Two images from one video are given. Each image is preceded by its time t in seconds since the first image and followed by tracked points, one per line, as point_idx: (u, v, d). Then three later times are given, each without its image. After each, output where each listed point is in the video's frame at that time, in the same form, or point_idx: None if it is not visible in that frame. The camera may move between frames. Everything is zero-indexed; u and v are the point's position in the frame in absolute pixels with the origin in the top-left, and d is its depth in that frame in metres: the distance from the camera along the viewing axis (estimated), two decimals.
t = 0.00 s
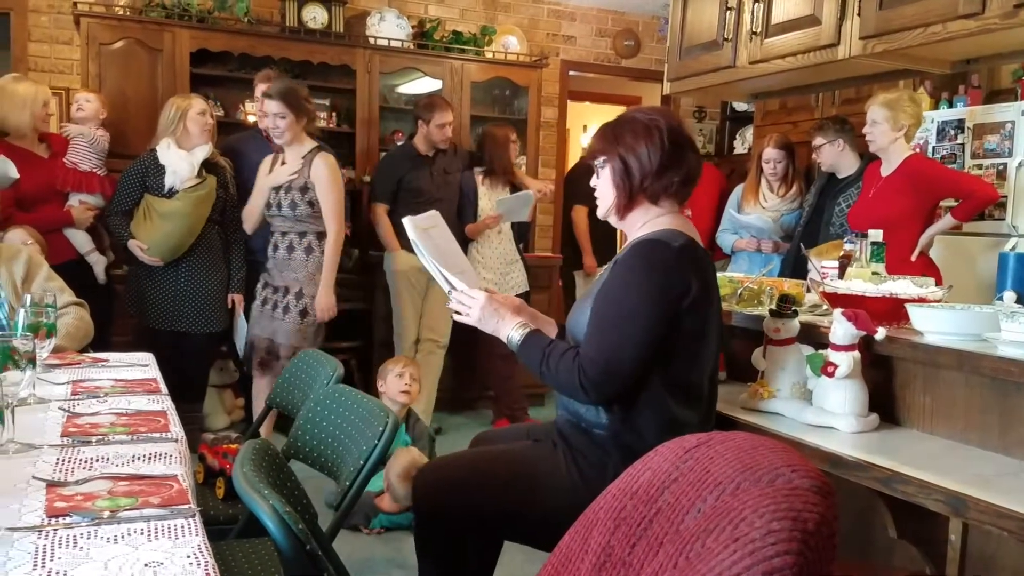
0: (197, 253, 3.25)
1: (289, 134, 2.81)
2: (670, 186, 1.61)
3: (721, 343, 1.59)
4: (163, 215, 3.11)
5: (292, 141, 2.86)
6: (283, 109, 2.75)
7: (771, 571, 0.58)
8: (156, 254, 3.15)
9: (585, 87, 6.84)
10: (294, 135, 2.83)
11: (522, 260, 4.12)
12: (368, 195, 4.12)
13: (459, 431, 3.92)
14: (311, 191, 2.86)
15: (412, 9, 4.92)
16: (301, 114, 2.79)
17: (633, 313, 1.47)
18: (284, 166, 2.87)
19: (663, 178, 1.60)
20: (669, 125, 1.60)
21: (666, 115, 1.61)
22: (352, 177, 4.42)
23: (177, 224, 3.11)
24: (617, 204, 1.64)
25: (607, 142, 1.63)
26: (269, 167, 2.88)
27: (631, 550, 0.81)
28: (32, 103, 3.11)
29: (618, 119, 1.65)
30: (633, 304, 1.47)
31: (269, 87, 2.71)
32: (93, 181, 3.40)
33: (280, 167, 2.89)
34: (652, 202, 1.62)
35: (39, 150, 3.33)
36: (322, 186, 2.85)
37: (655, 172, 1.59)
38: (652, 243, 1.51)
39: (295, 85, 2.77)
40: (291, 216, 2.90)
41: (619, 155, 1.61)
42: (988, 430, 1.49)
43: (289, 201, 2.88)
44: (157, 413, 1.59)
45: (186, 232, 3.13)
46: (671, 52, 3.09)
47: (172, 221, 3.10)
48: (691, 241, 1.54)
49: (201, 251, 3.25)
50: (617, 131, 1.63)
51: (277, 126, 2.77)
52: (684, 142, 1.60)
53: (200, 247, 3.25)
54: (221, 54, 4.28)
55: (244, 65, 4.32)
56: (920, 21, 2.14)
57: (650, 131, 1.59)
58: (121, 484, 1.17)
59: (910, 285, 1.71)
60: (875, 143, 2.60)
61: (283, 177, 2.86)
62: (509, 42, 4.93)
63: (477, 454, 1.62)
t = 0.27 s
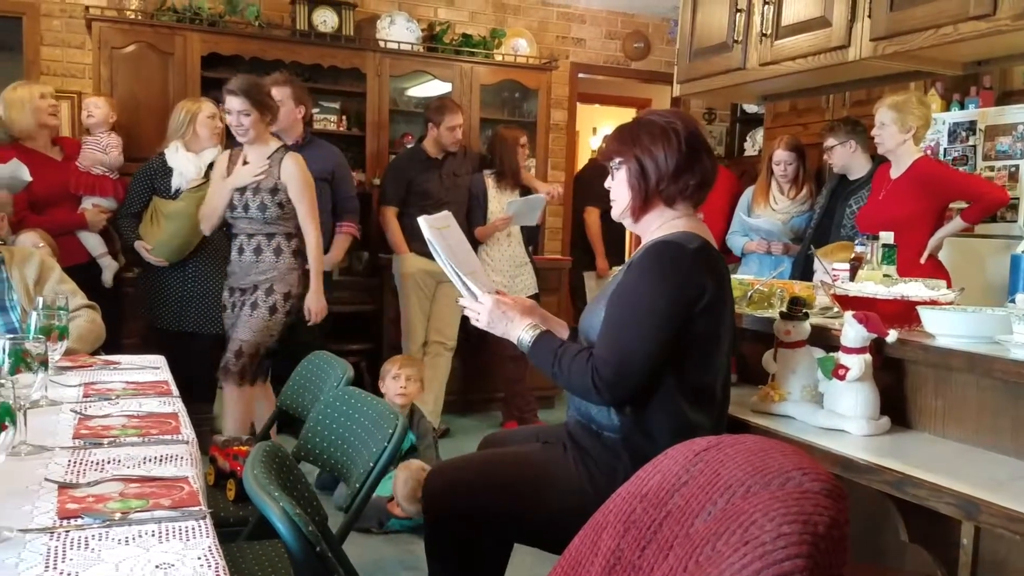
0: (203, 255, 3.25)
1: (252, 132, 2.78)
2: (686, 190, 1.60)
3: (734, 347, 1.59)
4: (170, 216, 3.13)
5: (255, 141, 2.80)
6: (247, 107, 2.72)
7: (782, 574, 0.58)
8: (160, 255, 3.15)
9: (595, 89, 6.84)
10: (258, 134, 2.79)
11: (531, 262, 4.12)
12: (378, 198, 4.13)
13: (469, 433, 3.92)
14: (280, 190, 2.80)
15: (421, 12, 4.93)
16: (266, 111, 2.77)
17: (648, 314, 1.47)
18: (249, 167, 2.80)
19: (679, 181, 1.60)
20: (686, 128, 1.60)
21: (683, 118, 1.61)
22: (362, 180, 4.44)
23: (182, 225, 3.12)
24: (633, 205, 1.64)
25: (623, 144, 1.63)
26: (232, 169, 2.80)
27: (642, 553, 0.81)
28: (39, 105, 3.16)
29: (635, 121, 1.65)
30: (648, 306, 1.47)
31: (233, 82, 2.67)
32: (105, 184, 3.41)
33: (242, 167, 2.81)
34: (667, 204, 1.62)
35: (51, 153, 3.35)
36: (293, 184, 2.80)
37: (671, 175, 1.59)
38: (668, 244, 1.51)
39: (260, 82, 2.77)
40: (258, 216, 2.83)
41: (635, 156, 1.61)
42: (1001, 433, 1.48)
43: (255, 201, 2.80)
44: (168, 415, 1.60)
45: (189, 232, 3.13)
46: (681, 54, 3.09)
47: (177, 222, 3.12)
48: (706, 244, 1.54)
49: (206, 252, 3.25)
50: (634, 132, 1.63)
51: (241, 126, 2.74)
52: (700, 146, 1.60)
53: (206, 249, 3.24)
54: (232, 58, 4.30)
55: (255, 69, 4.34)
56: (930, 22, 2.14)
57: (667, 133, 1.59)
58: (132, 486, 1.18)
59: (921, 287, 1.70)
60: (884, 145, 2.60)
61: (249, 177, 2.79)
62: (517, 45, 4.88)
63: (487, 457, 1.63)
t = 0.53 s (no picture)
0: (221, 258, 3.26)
1: (225, 134, 2.59)
2: (708, 192, 1.60)
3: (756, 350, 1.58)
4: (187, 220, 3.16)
5: (228, 142, 2.62)
6: (217, 107, 2.53)
7: None
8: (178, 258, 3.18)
9: (615, 91, 6.83)
10: (231, 135, 2.59)
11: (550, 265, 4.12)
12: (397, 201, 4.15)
13: (488, 436, 3.93)
14: (252, 194, 2.60)
15: (441, 16, 4.95)
16: (238, 111, 2.57)
17: (669, 314, 1.46)
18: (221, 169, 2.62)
19: (701, 183, 1.59)
20: (710, 130, 1.59)
21: (706, 121, 1.61)
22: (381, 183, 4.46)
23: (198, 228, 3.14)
24: (654, 206, 1.64)
25: (645, 145, 1.63)
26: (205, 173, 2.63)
27: (662, 556, 0.81)
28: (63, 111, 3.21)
29: (657, 123, 1.65)
30: (669, 305, 1.46)
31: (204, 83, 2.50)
32: (128, 188, 3.42)
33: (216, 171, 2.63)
34: (688, 206, 1.62)
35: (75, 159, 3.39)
36: (265, 188, 2.59)
37: (693, 177, 1.59)
38: (690, 245, 1.50)
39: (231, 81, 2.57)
40: (227, 219, 2.61)
41: (658, 158, 1.61)
42: None
43: (226, 204, 2.61)
44: (190, 417, 1.61)
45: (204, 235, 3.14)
46: (701, 55, 3.08)
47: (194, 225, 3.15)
48: (729, 245, 1.53)
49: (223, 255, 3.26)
50: (657, 134, 1.62)
51: (211, 128, 2.55)
52: (723, 149, 1.59)
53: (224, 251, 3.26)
54: (254, 63, 4.34)
55: (276, 74, 4.38)
56: (953, 22, 2.11)
57: (690, 135, 1.59)
58: (155, 487, 1.19)
59: (944, 289, 1.69)
60: (901, 147, 2.58)
61: (221, 180, 2.61)
62: (537, 47, 4.92)
63: (505, 459, 1.63)
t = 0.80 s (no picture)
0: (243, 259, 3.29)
1: (197, 130, 2.46)
2: (735, 193, 1.59)
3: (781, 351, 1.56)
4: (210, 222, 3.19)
5: (205, 139, 2.50)
6: (186, 103, 2.40)
7: None
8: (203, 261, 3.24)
9: (637, 91, 6.81)
10: (204, 130, 2.47)
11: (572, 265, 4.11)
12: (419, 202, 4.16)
13: (510, 437, 3.93)
14: (230, 191, 2.48)
15: (463, 17, 4.96)
16: (209, 106, 2.44)
17: (691, 313, 1.45)
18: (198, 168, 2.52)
19: (727, 183, 1.58)
20: (738, 130, 1.58)
21: (735, 120, 1.60)
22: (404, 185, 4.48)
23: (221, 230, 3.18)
24: (679, 206, 1.64)
25: (672, 144, 1.63)
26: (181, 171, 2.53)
27: (686, 558, 0.81)
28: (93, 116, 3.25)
29: (685, 122, 1.64)
30: (691, 305, 1.45)
31: (170, 77, 2.36)
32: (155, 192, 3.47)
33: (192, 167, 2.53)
34: (714, 206, 1.61)
35: (101, 163, 3.43)
36: (243, 184, 2.47)
37: (719, 178, 1.58)
38: (714, 244, 1.49)
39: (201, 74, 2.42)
40: (206, 219, 2.51)
41: (685, 157, 1.60)
42: None
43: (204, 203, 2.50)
44: (216, 416, 1.63)
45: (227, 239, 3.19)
46: (724, 54, 3.06)
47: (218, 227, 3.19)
48: (754, 244, 1.52)
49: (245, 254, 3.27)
50: (685, 133, 1.62)
51: (182, 125, 2.44)
52: (751, 149, 1.58)
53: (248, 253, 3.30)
54: (278, 67, 4.37)
55: (300, 77, 4.41)
56: (980, 20, 2.08)
57: (718, 135, 1.58)
58: (181, 486, 1.20)
59: (971, 289, 1.66)
60: (920, 147, 2.56)
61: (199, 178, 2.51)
62: (559, 47, 4.92)
63: (527, 460, 1.63)
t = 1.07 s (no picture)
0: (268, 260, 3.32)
1: (167, 129, 2.50)
2: (761, 193, 1.57)
3: (807, 352, 1.55)
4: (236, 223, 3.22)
5: (174, 137, 2.55)
6: (155, 102, 2.43)
7: None
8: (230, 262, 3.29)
9: (661, 91, 6.78)
10: (173, 129, 2.51)
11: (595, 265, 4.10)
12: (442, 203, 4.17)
13: (533, 437, 3.93)
14: (199, 191, 2.54)
15: (486, 18, 4.97)
16: (179, 105, 2.47)
17: (713, 312, 1.45)
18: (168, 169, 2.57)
19: (754, 183, 1.57)
20: (765, 130, 1.57)
21: (762, 120, 1.58)
22: (427, 186, 4.50)
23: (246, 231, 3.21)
24: (705, 205, 1.63)
25: (699, 143, 1.62)
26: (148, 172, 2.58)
27: (710, 560, 0.80)
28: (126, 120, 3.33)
29: (711, 121, 1.63)
30: (714, 303, 1.45)
31: (139, 77, 2.38)
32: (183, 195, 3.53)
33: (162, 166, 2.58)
34: (740, 206, 1.60)
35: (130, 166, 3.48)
36: (212, 183, 2.53)
37: (747, 178, 1.57)
38: (738, 243, 1.48)
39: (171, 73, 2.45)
40: (175, 220, 2.57)
41: (712, 156, 1.59)
42: None
43: (172, 204, 2.56)
44: (242, 416, 1.65)
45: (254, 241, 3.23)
46: (749, 53, 3.04)
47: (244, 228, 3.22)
48: (779, 244, 1.51)
49: (270, 256, 3.31)
50: (712, 132, 1.61)
51: (151, 124, 2.47)
52: (778, 149, 1.57)
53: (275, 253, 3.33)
54: (303, 69, 4.41)
55: (325, 79, 4.44)
56: (1008, 17, 2.04)
57: (745, 135, 1.57)
58: (208, 485, 1.22)
59: (1001, 289, 1.64)
60: (942, 149, 2.53)
61: (169, 178, 2.56)
62: (582, 48, 4.87)
63: (551, 461, 1.63)
